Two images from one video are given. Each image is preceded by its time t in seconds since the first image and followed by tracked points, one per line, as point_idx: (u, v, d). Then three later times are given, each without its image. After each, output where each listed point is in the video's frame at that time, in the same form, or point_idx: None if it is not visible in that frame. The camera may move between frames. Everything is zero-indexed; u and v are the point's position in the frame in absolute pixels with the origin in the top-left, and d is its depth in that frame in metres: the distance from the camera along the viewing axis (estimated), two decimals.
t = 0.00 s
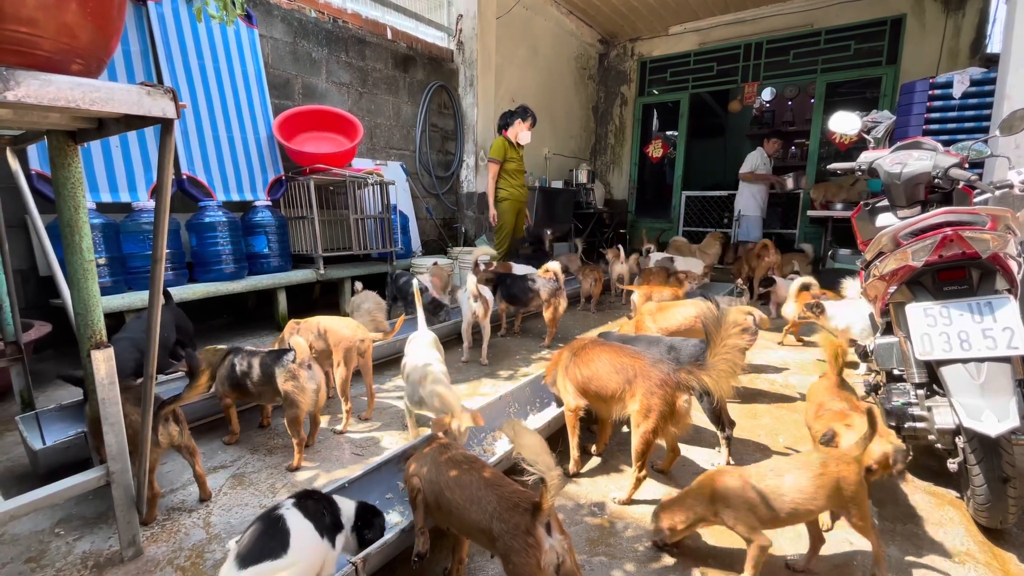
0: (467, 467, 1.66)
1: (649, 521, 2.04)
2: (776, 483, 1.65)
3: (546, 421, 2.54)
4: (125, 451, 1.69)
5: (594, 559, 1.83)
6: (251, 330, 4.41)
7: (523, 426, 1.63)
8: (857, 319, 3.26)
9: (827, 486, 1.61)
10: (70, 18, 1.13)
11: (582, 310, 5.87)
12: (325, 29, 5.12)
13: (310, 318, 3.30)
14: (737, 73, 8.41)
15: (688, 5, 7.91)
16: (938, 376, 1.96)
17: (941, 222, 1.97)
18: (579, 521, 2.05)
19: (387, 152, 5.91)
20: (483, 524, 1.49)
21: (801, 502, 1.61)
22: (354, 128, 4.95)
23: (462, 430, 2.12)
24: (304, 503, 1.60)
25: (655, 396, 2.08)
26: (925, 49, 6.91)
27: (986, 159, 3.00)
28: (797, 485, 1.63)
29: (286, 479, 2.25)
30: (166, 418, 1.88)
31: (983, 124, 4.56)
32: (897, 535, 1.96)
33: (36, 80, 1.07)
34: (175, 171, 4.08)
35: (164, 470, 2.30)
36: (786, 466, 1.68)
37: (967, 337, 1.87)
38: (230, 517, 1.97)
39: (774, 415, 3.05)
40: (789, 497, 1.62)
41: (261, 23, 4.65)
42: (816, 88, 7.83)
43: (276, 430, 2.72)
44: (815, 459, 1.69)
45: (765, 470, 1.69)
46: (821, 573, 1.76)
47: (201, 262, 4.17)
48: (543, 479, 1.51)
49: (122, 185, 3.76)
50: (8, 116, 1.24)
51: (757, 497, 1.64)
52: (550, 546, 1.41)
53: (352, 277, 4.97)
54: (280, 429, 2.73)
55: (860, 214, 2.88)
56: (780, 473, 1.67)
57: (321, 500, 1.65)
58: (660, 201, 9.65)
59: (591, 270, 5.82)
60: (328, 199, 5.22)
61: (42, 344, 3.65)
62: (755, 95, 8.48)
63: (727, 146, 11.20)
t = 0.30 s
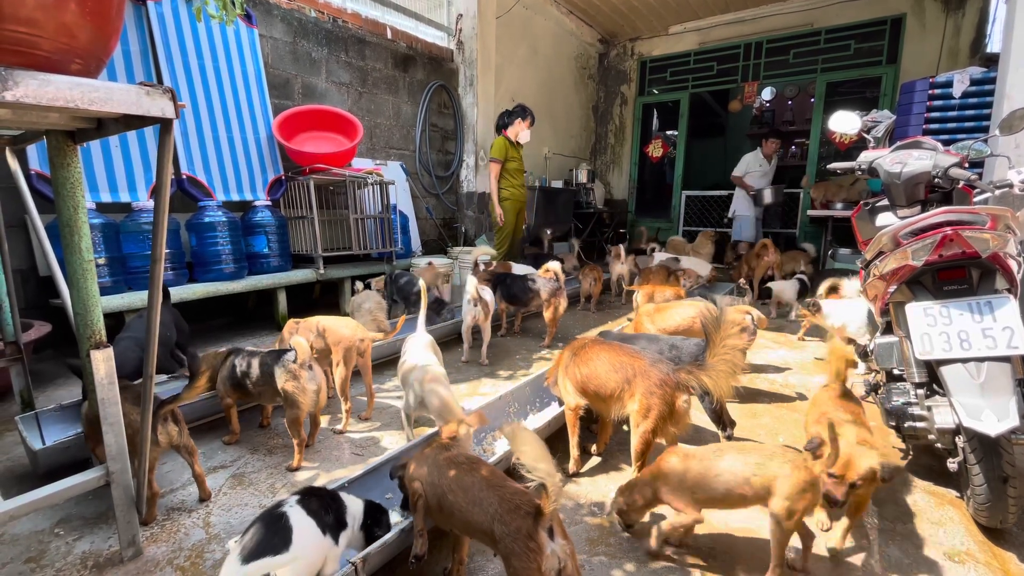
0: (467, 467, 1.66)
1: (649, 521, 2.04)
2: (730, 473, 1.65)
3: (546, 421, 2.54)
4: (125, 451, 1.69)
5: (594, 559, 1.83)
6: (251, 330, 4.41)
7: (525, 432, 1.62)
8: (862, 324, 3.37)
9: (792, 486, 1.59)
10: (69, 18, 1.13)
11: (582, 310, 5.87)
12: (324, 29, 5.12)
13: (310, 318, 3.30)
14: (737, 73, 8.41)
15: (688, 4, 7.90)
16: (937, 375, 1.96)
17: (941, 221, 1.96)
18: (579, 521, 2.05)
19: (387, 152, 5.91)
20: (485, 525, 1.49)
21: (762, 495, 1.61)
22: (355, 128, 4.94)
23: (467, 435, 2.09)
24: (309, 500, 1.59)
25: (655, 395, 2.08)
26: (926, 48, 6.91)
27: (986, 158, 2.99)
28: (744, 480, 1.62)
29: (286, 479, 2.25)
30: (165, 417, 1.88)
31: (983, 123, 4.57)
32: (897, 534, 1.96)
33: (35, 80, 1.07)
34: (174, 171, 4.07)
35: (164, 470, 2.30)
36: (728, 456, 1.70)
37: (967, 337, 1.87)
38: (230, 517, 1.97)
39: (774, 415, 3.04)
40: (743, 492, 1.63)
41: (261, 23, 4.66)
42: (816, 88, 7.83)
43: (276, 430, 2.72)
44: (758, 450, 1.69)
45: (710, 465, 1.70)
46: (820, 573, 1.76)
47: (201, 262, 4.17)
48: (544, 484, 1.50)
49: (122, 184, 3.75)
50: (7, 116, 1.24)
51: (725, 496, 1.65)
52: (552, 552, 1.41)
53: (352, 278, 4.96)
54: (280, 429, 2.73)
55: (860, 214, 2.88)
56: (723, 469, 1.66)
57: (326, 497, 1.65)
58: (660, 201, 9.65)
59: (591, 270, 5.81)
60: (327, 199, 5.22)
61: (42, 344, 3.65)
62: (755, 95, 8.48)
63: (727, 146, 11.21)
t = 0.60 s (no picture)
0: (467, 467, 1.66)
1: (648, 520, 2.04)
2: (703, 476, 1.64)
3: (547, 421, 2.54)
4: (125, 451, 1.69)
5: (594, 558, 1.83)
6: (251, 330, 4.41)
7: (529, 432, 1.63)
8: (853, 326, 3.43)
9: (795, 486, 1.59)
10: (68, 19, 1.13)
11: (582, 310, 5.87)
12: (324, 29, 5.12)
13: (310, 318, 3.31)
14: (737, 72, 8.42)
15: (688, 4, 7.90)
16: (937, 375, 1.96)
17: (940, 221, 1.96)
18: (579, 520, 2.05)
19: (387, 152, 5.91)
20: (489, 524, 1.49)
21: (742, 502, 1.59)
22: (354, 128, 4.94)
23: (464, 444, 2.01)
24: (305, 499, 1.59)
25: (655, 395, 2.08)
26: (925, 47, 6.91)
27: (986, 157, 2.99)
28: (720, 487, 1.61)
29: (286, 479, 2.25)
30: (164, 417, 1.88)
31: (983, 123, 4.57)
32: (896, 534, 1.96)
33: (35, 80, 1.07)
34: (174, 171, 4.07)
35: (164, 470, 2.30)
36: (698, 463, 1.69)
37: (967, 336, 1.87)
38: (230, 518, 1.97)
39: (774, 415, 3.04)
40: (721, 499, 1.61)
41: (261, 23, 4.66)
42: (815, 87, 7.83)
43: (276, 430, 2.72)
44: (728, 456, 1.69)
45: (679, 471, 1.70)
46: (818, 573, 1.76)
47: (201, 262, 4.17)
48: (547, 486, 1.51)
49: (121, 185, 3.75)
50: (7, 117, 1.24)
51: (702, 502, 1.64)
52: (555, 552, 1.42)
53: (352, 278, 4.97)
54: (280, 429, 2.74)
55: (860, 213, 2.88)
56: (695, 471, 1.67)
57: (322, 496, 1.64)
58: (660, 201, 9.65)
59: (591, 270, 5.81)
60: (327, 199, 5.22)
61: (42, 344, 3.65)
62: (755, 95, 8.48)
63: (727, 146, 11.21)
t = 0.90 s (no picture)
0: (467, 470, 1.65)
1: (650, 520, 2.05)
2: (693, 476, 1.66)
3: (546, 421, 2.53)
4: (125, 451, 1.69)
5: (594, 559, 1.83)
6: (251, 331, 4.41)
7: (530, 432, 1.69)
8: (839, 326, 3.47)
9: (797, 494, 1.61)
10: (68, 19, 1.13)
11: (582, 310, 5.87)
12: (324, 29, 5.12)
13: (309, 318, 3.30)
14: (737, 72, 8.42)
15: (687, 4, 7.90)
16: (937, 374, 1.96)
17: (940, 221, 1.97)
18: (578, 520, 2.05)
19: (387, 152, 5.91)
20: (492, 528, 1.49)
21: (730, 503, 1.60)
22: (354, 128, 4.94)
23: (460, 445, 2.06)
24: (308, 501, 1.59)
25: (661, 394, 2.09)
26: (925, 47, 6.91)
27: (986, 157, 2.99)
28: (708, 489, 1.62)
29: (286, 479, 2.25)
30: (164, 417, 1.88)
31: (983, 123, 4.57)
32: (897, 534, 1.96)
33: (34, 81, 1.07)
34: (173, 171, 4.07)
35: (164, 470, 2.30)
36: (689, 463, 1.71)
37: (967, 336, 1.87)
38: (230, 518, 1.97)
39: (774, 415, 3.05)
40: (712, 499, 1.62)
41: (260, 24, 4.66)
42: (815, 87, 7.83)
43: (275, 430, 2.72)
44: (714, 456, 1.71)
45: (668, 470, 1.72)
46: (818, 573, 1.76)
47: (201, 262, 4.17)
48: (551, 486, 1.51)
49: (121, 185, 3.75)
50: (7, 117, 1.24)
51: (692, 501, 1.66)
52: (561, 553, 1.41)
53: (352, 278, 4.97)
54: (280, 429, 2.73)
55: (859, 213, 2.89)
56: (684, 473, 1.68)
57: (324, 498, 1.64)
58: (660, 201, 9.66)
59: (591, 270, 5.81)
60: (327, 199, 5.22)
61: (42, 344, 3.65)
62: (755, 95, 8.48)
63: (726, 146, 11.22)
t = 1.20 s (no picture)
0: (466, 470, 1.65)
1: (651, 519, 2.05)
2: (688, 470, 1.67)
3: (546, 422, 2.52)
4: (125, 451, 1.68)
5: (595, 559, 1.83)
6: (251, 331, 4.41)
7: (521, 437, 1.76)
8: (817, 323, 3.64)
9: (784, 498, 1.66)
10: (68, 19, 1.13)
11: (582, 310, 5.87)
12: (324, 29, 5.12)
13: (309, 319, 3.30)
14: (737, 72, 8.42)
15: (687, 4, 7.90)
16: (937, 374, 1.96)
17: (940, 221, 1.97)
18: (579, 521, 2.05)
19: (387, 152, 5.91)
20: (492, 529, 1.49)
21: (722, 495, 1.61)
22: (354, 128, 4.94)
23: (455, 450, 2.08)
24: (312, 500, 1.59)
25: (670, 398, 2.07)
26: (925, 47, 6.91)
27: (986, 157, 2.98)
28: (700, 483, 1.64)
29: (286, 480, 2.25)
30: (165, 418, 1.88)
31: (983, 123, 4.57)
32: (897, 534, 1.96)
33: (35, 81, 1.07)
34: (173, 171, 4.07)
35: (164, 470, 2.30)
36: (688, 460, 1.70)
37: (967, 336, 1.87)
38: (230, 518, 1.97)
39: (774, 415, 3.05)
40: (702, 490, 1.64)
41: (260, 24, 4.66)
42: (815, 87, 7.83)
43: (275, 431, 2.72)
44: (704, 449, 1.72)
45: (660, 464, 1.73)
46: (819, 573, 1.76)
47: (201, 262, 4.16)
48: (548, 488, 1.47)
49: (121, 185, 3.75)
50: (7, 117, 1.24)
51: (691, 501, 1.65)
52: (561, 552, 1.41)
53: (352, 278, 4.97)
54: (280, 429, 2.73)
55: (859, 213, 2.89)
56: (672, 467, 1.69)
57: (327, 497, 1.64)
58: (660, 201, 9.67)
59: (591, 270, 5.80)
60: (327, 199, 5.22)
61: (42, 344, 3.65)
62: (755, 95, 8.49)
63: (726, 146, 11.22)
